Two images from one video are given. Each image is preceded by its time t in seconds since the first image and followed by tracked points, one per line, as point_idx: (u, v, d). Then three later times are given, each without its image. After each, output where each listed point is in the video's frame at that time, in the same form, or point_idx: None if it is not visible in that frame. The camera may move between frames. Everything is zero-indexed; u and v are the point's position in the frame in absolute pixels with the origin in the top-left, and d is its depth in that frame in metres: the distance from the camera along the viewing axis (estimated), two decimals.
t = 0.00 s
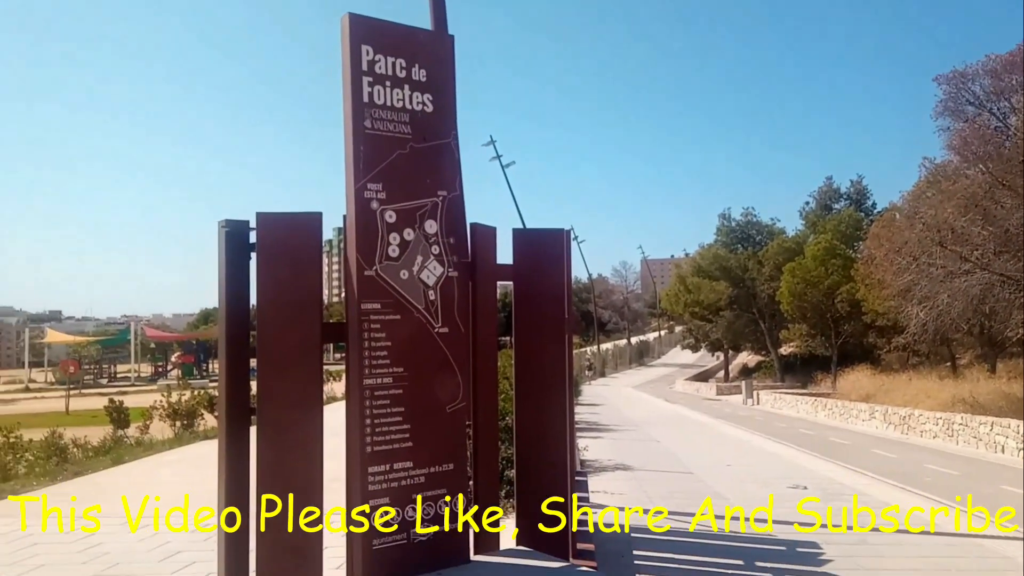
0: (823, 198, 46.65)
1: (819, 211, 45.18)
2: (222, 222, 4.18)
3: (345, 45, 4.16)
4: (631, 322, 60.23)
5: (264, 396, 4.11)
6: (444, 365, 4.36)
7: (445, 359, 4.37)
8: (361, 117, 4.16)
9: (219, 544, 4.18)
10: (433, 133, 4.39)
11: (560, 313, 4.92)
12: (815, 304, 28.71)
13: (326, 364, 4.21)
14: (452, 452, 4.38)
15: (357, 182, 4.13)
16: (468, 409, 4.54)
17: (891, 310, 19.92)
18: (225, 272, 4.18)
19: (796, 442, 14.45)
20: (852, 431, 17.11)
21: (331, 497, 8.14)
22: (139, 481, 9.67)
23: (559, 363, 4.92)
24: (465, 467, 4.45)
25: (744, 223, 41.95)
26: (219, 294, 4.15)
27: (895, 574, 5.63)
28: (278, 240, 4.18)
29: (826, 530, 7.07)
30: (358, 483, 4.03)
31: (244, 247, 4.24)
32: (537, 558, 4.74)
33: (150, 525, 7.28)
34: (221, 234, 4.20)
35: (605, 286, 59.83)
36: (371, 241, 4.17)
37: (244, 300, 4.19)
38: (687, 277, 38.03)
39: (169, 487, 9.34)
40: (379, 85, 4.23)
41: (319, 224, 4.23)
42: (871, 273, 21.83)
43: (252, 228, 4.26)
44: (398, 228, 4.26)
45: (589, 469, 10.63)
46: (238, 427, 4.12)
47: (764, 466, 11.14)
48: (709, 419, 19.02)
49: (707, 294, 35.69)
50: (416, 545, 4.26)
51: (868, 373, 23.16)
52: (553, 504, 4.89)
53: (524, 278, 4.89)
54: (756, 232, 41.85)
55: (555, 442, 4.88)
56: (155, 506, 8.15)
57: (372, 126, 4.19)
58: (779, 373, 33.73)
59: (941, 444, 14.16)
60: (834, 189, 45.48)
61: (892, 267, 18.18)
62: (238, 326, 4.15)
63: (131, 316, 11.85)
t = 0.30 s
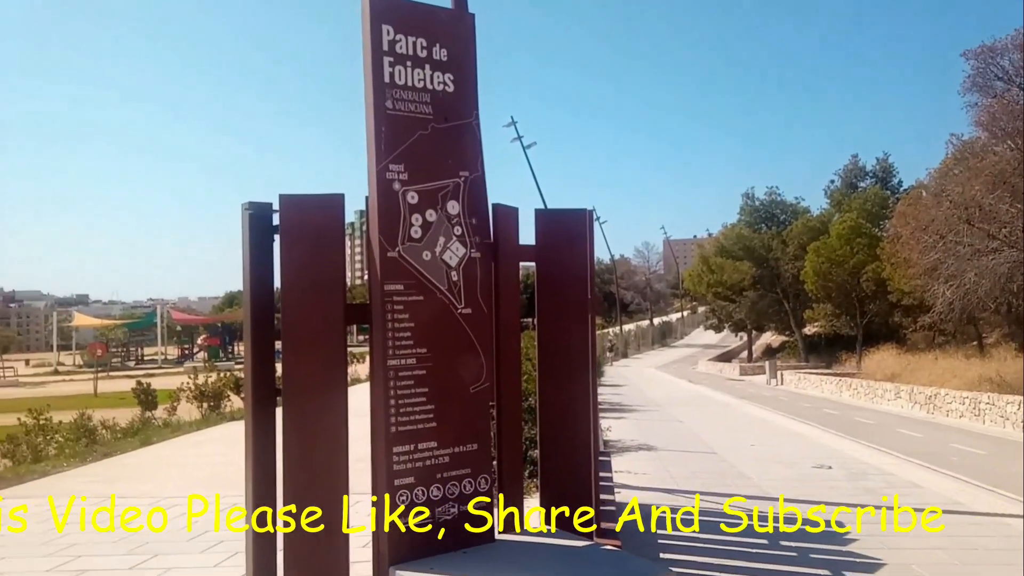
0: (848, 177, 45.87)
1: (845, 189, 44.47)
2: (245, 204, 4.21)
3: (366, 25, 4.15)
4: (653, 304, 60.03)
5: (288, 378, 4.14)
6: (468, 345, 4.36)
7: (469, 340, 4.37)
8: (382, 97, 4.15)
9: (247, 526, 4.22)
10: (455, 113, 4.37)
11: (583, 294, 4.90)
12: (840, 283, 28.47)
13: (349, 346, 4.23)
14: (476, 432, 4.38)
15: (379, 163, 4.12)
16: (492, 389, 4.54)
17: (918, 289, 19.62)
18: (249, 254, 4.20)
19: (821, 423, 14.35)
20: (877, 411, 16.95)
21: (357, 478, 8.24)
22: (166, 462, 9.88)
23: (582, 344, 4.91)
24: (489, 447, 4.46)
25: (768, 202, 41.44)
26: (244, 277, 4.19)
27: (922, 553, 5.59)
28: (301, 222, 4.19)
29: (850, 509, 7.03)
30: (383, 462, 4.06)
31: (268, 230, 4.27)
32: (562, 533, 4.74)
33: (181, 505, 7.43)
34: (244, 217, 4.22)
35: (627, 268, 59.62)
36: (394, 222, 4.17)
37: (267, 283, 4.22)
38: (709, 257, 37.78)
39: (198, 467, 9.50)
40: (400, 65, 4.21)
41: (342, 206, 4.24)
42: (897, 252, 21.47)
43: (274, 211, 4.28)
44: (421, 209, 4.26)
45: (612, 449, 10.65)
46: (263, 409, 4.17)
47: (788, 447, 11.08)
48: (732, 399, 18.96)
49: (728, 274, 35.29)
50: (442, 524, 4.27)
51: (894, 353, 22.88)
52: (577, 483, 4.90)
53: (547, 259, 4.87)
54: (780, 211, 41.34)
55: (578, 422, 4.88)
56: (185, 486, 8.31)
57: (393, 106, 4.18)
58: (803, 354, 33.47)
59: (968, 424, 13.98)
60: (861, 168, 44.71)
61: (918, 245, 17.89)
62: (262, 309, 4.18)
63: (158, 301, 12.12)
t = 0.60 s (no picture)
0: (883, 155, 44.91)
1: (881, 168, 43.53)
2: (277, 187, 4.23)
3: (394, 5, 4.13)
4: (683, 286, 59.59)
5: (321, 359, 4.18)
6: (497, 327, 4.36)
7: (499, 322, 4.38)
8: (410, 79, 4.14)
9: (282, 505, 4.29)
10: (484, 93, 4.35)
11: (613, 275, 4.88)
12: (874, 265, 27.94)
13: (380, 327, 4.26)
14: (507, 413, 4.39)
15: (408, 145, 4.12)
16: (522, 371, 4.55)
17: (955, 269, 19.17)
18: (281, 237, 4.24)
19: (854, 405, 14.16)
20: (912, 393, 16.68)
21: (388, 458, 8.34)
22: (201, 442, 10.11)
23: (612, 326, 4.89)
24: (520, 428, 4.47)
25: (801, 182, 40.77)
26: (276, 260, 4.23)
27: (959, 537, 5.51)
28: (331, 205, 4.21)
29: (884, 492, 6.94)
30: (415, 442, 4.10)
31: (298, 213, 4.30)
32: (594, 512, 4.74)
33: (216, 484, 7.58)
34: (275, 199, 4.25)
35: (656, 249, 59.20)
36: (423, 204, 4.17)
37: (299, 265, 4.26)
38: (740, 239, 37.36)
39: (232, 447, 9.65)
40: (428, 46, 4.19)
41: (371, 188, 4.25)
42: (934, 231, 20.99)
43: (305, 193, 4.31)
44: (450, 190, 4.25)
45: (641, 431, 10.63)
46: (297, 390, 4.22)
47: (820, 429, 10.96)
48: (763, 382, 18.79)
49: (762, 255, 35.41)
50: (474, 504, 4.29)
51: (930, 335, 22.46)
52: (608, 464, 4.90)
53: (577, 240, 4.85)
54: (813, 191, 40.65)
55: (608, 404, 4.87)
56: (221, 466, 8.46)
57: (422, 88, 4.17)
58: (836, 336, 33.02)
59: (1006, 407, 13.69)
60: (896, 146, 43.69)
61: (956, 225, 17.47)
62: (294, 291, 4.22)
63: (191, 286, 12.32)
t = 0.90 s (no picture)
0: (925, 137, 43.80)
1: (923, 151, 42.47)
2: (314, 175, 4.28)
3: None
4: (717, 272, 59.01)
5: (358, 344, 4.22)
6: (532, 312, 4.36)
7: (533, 307, 4.37)
8: (445, 64, 4.14)
9: (320, 489, 4.35)
10: (518, 77, 4.33)
11: (648, 260, 4.84)
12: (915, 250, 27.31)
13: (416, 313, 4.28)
14: (541, 398, 4.40)
15: (443, 130, 4.13)
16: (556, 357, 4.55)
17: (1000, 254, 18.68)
18: (318, 222, 4.29)
19: (893, 393, 13.92)
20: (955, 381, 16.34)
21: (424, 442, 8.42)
22: (240, 426, 10.32)
23: (647, 311, 4.85)
24: (555, 413, 4.47)
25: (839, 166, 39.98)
26: (315, 247, 4.28)
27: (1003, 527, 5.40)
28: (367, 191, 4.24)
29: (925, 481, 6.82)
30: (451, 426, 4.12)
31: (335, 200, 4.34)
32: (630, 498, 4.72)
33: (255, 466, 7.72)
34: (313, 186, 4.30)
35: (690, 235, 58.65)
36: (458, 190, 4.18)
37: (336, 252, 4.30)
38: (776, 224, 36.83)
39: (270, 431, 9.81)
40: (463, 30, 4.18)
41: (407, 175, 4.27)
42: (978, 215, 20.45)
43: (342, 181, 4.34)
44: (484, 176, 4.25)
45: (676, 418, 10.58)
46: (335, 375, 4.28)
47: (859, 417, 10.80)
48: (799, 369, 18.56)
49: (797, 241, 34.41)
50: (508, 489, 4.30)
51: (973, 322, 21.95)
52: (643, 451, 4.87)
53: (611, 225, 4.82)
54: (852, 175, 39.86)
55: (643, 390, 4.85)
56: (260, 449, 8.61)
57: (456, 73, 4.17)
58: (875, 323, 32.45)
59: None
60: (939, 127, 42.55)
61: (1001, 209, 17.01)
62: (332, 277, 4.27)
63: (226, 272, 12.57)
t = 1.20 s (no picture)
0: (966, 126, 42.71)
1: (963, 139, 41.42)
2: (348, 166, 4.31)
3: None
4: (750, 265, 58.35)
5: (391, 335, 4.24)
6: (564, 304, 4.34)
7: (565, 299, 4.35)
8: (478, 54, 4.12)
9: (354, 478, 4.38)
10: (551, 67, 4.30)
11: (681, 252, 4.79)
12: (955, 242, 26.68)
13: (448, 303, 4.27)
14: (574, 390, 4.37)
15: (475, 121, 4.12)
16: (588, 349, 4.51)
17: None
18: (351, 213, 4.32)
19: (933, 387, 13.64)
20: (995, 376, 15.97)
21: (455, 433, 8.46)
22: (274, 415, 10.47)
23: (680, 303, 4.81)
24: (587, 406, 4.44)
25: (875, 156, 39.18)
26: (348, 237, 4.31)
27: None
28: (400, 181, 4.25)
29: (965, 478, 6.68)
30: (483, 418, 4.12)
31: (369, 191, 4.36)
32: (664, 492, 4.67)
33: (287, 455, 7.82)
34: (347, 178, 4.33)
35: (722, 227, 58.06)
36: (490, 181, 4.16)
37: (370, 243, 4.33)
38: (811, 216, 36.27)
39: (304, 421, 9.93)
40: (495, 20, 4.16)
41: (439, 165, 4.27)
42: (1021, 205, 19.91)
43: (375, 172, 4.36)
44: (517, 166, 4.22)
45: (707, 412, 10.50)
46: (367, 367, 4.31)
47: (896, 412, 10.61)
48: (834, 363, 18.29)
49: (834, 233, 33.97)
50: (540, 481, 4.28)
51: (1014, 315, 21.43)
52: (676, 444, 4.82)
53: (644, 217, 4.77)
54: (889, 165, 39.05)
55: (676, 383, 4.80)
56: (293, 438, 8.74)
57: (489, 63, 4.15)
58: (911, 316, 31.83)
59: None
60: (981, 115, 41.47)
61: None
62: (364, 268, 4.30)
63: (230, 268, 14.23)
